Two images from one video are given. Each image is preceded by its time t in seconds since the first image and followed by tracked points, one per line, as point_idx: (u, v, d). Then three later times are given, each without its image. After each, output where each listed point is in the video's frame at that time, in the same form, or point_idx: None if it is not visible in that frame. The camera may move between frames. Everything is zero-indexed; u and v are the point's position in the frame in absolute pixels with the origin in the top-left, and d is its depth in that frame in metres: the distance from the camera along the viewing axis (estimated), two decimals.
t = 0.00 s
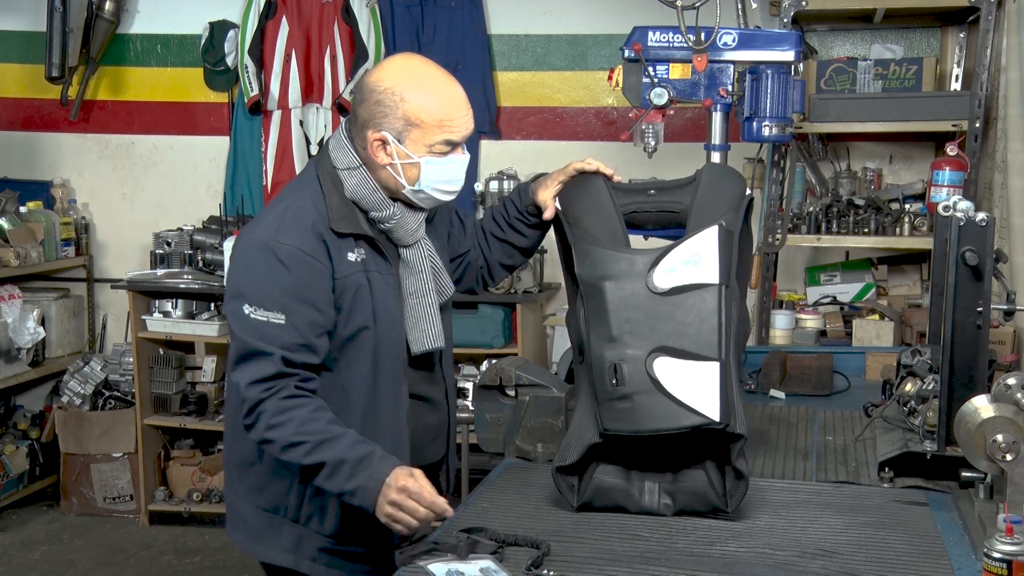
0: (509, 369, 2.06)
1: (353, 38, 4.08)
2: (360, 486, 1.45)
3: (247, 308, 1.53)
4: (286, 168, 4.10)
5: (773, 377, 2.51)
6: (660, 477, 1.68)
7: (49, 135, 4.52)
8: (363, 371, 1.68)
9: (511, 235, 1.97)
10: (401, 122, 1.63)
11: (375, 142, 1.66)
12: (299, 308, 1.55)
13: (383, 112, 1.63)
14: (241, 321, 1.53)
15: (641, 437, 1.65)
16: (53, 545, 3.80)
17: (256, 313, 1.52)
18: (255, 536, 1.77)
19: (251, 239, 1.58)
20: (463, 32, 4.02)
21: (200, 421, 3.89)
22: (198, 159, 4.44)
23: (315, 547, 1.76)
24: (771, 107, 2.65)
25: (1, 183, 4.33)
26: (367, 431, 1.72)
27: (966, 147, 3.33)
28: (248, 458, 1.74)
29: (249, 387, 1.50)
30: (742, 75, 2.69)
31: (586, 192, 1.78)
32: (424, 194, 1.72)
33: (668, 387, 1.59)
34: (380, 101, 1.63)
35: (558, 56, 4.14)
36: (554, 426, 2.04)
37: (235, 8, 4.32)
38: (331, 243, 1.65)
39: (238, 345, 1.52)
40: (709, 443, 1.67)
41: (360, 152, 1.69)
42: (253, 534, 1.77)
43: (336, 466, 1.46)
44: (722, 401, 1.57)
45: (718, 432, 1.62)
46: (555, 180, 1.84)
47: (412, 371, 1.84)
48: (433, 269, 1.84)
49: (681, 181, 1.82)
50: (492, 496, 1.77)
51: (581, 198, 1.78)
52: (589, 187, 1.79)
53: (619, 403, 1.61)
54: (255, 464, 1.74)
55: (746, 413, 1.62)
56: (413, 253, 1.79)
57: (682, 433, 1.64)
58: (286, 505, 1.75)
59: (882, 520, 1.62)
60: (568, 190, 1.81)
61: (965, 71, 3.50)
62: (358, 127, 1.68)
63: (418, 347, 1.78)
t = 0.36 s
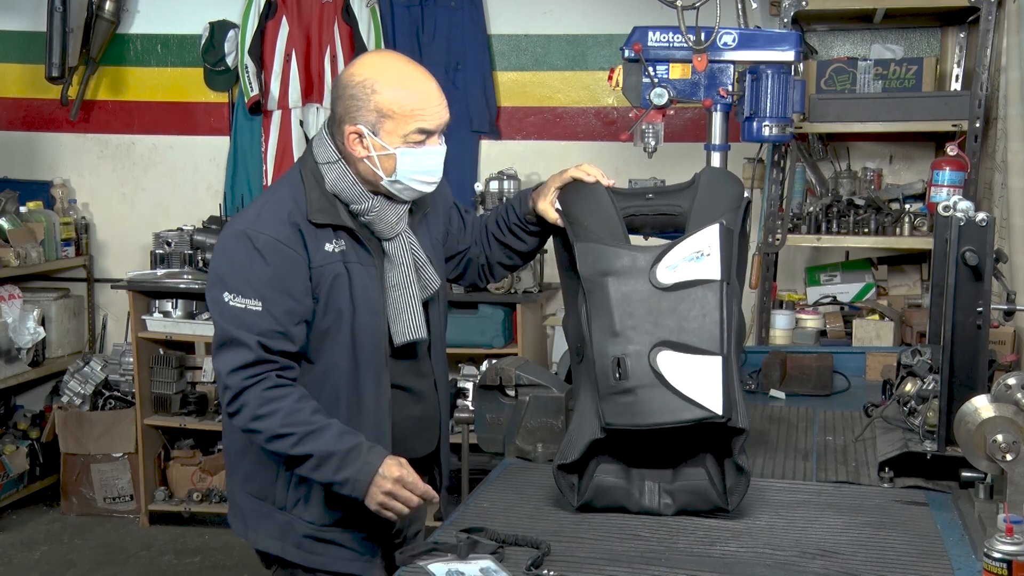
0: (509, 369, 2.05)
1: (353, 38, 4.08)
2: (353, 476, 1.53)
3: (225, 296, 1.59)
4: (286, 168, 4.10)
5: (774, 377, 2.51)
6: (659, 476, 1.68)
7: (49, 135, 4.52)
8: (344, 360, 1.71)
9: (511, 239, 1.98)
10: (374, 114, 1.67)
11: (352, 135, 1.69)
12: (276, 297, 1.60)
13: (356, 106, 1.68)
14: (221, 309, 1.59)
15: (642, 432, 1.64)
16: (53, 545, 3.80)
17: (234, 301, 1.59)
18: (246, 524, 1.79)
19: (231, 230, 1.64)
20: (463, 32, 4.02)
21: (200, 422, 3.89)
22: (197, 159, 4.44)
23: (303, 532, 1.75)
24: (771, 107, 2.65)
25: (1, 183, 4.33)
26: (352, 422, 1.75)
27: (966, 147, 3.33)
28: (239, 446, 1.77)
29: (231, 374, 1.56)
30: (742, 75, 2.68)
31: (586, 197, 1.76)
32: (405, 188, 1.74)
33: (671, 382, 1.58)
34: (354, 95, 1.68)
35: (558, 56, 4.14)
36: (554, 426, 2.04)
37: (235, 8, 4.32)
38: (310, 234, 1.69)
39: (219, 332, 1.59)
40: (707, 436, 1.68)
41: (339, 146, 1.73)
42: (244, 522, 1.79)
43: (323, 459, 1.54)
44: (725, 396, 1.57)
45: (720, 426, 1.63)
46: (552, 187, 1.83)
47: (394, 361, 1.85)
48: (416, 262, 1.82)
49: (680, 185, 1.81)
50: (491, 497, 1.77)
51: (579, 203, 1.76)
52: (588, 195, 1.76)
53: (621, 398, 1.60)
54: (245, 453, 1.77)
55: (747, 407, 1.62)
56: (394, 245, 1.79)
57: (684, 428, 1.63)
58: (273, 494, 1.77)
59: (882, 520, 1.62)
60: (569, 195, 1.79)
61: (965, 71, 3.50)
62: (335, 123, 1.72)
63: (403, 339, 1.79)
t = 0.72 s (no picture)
0: (509, 369, 2.05)
1: (353, 38, 4.08)
2: (373, 465, 1.53)
3: (222, 300, 1.59)
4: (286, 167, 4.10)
5: (773, 377, 2.52)
6: (636, 471, 1.69)
7: (49, 135, 4.52)
8: (345, 356, 1.71)
9: (508, 224, 1.97)
10: (358, 111, 1.66)
11: (336, 132, 1.69)
12: (273, 297, 1.60)
13: (340, 103, 1.67)
14: (218, 313, 1.59)
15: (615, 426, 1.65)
16: (53, 545, 3.80)
17: (231, 306, 1.58)
18: (260, 531, 1.78)
19: (224, 233, 1.64)
20: (463, 32, 4.02)
21: (200, 422, 3.89)
22: (197, 159, 4.44)
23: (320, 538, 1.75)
24: (771, 107, 2.65)
25: (1, 183, 4.33)
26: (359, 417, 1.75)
27: (966, 147, 3.33)
28: (247, 453, 1.76)
29: (235, 379, 1.56)
30: (742, 75, 2.68)
31: (580, 180, 1.73)
32: (392, 184, 1.74)
33: (649, 379, 1.59)
34: (337, 92, 1.67)
35: (558, 56, 4.14)
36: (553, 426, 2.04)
37: (235, 8, 4.32)
38: (303, 232, 1.68)
39: (217, 338, 1.58)
40: (686, 438, 1.67)
41: (324, 144, 1.72)
42: (257, 530, 1.78)
43: (341, 452, 1.54)
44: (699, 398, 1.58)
45: (693, 428, 1.63)
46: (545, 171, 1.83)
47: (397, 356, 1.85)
48: (411, 255, 1.82)
49: (676, 176, 1.78)
50: (491, 496, 1.77)
51: (575, 185, 1.74)
52: (585, 179, 1.73)
53: (598, 389, 1.61)
54: (253, 459, 1.76)
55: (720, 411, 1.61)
56: (388, 240, 1.79)
57: (658, 427, 1.64)
58: (285, 501, 1.76)
59: (882, 520, 1.62)
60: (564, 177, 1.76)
61: (965, 71, 3.50)
62: (319, 120, 1.71)
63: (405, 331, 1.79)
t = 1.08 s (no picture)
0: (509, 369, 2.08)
1: (353, 38, 4.09)
2: (428, 422, 1.52)
3: (233, 313, 1.56)
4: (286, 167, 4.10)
5: (774, 377, 2.52)
6: (623, 471, 1.70)
7: (49, 135, 4.52)
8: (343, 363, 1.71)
9: (488, 227, 1.98)
10: (341, 113, 1.65)
11: (320, 134, 1.68)
12: (283, 302, 1.58)
13: (324, 104, 1.65)
14: (231, 327, 1.56)
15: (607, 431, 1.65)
16: (53, 545, 3.80)
17: (245, 315, 1.55)
18: (261, 539, 1.75)
19: (224, 246, 1.62)
20: (463, 32, 4.02)
21: (200, 422, 3.89)
22: (198, 159, 4.44)
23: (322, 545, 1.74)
24: (771, 107, 2.65)
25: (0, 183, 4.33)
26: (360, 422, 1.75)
27: (966, 147, 3.33)
28: (246, 460, 1.73)
29: (265, 382, 1.51)
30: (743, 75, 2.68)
31: (563, 179, 1.74)
32: (378, 187, 1.73)
33: (641, 386, 1.58)
34: (321, 93, 1.65)
35: (558, 57, 4.14)
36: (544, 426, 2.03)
37: (234, 8, 4.32)
38: (299, 239, 1.67)
39: (234, 351, 1.54)
40: (672, 442, 1.68)
41: (310, 146, 1.71)
42: (259, 537, 1.76)
43: (391, 422, 1.52)
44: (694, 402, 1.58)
45: (685, 432, 1.63)
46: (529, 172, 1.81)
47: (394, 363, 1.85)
48: (403, 258, 1.82)
49: (658, 176, 1.79)
50: (491, 497, 1.77)
51: (558, 188, 1.74)
52: (566, 178, 1.75)
53: (590, 398, 1.60)
54: (253, 466, 1.74)
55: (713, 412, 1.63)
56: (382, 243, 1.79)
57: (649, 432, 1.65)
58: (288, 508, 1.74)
59: (882, 520, 1.62)
60: (547, 180, 1.77)
61: (965, 71, 3.50)
62: (304, 123, 1.70)
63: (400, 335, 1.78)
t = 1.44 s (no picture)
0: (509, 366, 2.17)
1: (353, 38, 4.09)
2: (470, 320, 1.53)
3: (263, 284, 1.56)
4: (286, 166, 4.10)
5: (774, 377, 2.52)
6: (622, 472, 1.69)
7: (49, 135, 4.52)
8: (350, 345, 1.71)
9: (480, 235, 1.97)
10: (297, 85, 1.75)
11: (283, 110, 1.78)
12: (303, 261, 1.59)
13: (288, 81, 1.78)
14: (263, 296, 1.55)
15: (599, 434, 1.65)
16: (53, 545, 3.80)
17: (273, 284, 1.55)
18: (277, 532, 1.77)
19: (230, 229, 1.64)
20: (463, 33, 4.02)
21: (200, 422, 3.89)
22: (197, 159, 4.44)
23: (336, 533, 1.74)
24: (771, 107, 2.64)
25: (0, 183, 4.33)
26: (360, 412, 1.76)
27: (966, 147, 3.33)
28: (258, 453, 1.76)
29: (311, 330, 1.51)
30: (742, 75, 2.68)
31: (547, 184, 1.74)
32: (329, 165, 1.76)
33: (629, 387, 1.58)
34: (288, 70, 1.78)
35: (558, 57, 4.14)
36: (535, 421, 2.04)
37: (235, 8, 4.32)
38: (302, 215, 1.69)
39: (271, 316, 1.54)
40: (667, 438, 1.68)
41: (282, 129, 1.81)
42: (274, 531, 1.78)
43: (441, 326, 1.53)
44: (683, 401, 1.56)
45: (678, 430, 1.62)
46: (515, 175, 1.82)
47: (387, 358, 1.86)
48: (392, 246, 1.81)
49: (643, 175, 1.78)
50: (490, 497, 1.77)
51: (543, 193, 1.74)
52: (551, 182, 1.75)
53: (580, 402, 1.60)
54: (266, 459, 1.76)
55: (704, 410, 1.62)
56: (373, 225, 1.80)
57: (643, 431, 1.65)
58: (299, 498, 1.75)
59: (882, 520, 1.62)
60: (532, 184, 1.77)
61: (966, 71, 3.50)
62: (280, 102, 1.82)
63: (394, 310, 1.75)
